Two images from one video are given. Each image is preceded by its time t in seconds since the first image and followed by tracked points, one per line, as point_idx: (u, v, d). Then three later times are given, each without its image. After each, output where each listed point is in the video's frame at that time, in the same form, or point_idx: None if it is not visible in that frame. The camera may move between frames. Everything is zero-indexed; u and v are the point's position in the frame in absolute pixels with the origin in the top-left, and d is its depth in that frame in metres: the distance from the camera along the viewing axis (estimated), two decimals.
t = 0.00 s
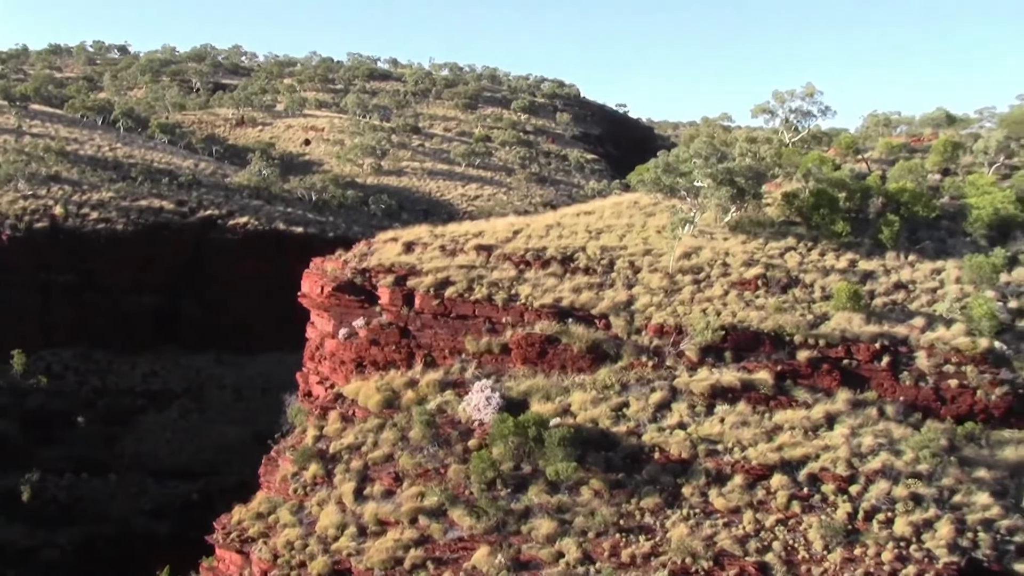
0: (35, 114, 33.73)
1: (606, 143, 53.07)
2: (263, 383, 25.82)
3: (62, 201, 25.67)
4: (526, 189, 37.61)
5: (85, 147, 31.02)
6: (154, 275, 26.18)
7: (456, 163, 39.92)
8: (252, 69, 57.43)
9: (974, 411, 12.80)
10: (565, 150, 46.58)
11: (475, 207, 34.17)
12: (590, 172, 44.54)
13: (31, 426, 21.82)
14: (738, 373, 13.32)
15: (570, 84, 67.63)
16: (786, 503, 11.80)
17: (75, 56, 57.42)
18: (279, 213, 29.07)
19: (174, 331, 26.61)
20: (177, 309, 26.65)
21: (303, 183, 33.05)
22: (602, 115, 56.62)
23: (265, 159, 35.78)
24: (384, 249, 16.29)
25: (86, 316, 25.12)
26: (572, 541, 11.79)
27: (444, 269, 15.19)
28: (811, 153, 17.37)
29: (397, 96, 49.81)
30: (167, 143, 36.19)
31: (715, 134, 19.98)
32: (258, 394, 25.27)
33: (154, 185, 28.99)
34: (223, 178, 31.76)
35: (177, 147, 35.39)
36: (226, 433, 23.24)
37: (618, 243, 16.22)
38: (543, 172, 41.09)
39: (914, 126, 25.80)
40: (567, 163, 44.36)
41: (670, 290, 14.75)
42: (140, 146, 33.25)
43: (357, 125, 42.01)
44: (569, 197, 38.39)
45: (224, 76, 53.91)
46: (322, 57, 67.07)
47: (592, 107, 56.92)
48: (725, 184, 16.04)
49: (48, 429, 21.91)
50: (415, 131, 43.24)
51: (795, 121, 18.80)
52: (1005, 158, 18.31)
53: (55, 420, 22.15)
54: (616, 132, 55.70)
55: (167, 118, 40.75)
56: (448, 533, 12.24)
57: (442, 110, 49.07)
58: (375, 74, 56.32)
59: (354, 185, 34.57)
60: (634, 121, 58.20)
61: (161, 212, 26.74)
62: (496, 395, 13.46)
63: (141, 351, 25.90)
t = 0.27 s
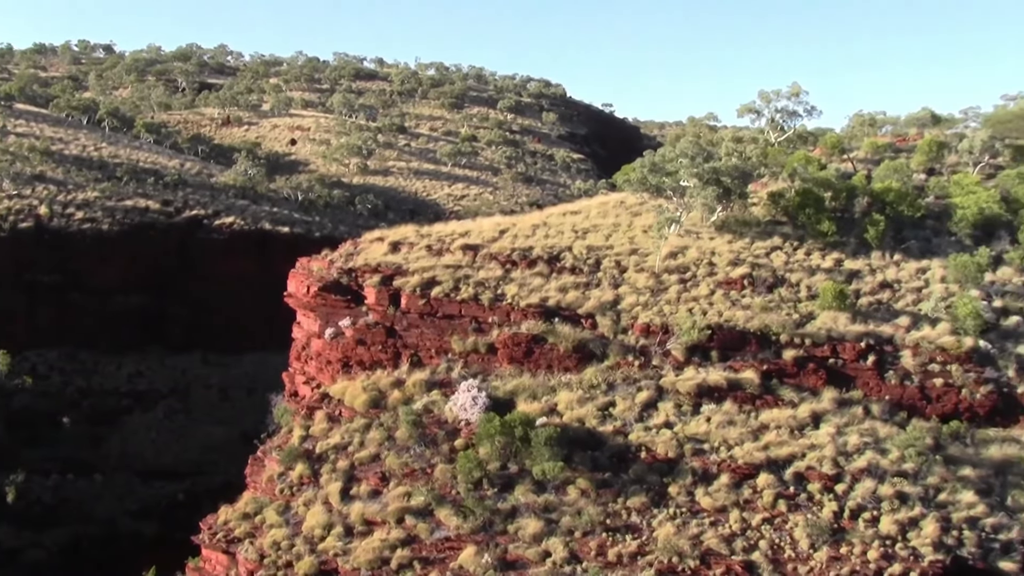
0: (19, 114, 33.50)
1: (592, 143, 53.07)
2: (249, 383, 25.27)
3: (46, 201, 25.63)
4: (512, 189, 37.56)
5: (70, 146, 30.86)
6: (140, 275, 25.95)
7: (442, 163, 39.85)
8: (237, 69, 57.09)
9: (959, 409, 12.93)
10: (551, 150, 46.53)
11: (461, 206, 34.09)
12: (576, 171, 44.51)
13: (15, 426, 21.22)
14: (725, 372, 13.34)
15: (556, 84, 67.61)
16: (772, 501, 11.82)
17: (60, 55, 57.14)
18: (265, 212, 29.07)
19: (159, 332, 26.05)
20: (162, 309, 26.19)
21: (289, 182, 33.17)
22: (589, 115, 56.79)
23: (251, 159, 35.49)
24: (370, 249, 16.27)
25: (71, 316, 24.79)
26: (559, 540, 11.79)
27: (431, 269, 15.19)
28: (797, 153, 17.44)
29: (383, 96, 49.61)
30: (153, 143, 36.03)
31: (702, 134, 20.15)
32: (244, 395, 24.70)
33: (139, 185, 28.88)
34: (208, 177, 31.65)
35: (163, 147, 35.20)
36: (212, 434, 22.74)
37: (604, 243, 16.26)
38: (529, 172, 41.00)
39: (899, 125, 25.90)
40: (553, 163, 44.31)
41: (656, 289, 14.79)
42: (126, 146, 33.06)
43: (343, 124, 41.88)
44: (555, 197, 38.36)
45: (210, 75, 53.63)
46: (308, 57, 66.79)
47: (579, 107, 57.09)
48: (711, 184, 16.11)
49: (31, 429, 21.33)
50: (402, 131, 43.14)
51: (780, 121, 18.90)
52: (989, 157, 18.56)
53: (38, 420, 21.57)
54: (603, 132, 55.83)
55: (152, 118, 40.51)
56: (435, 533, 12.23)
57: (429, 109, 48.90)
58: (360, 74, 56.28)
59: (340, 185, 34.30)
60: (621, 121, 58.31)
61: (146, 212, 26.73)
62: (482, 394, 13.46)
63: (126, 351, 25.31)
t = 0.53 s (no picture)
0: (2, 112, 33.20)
1: (577, 142, 52.98)
2: (235, 382, 25.14)
3: (31, 201, 25.35)
4: (498, 187, 37.48)
5: (55, 145, 30.63)
6: (126, 275, 25.63)
7: (428, 162, 39.77)
8: (223, 68, 56.67)
9: (944, 407, 13.00)
10: (537, 148, 46.46)
11: (447, 206, 33.97)
12: (561, 170, 44.45)
13: None
14: (710, 370, 13.37)
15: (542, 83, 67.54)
16: (758, 500, 11.85)
17: (44, 53, 56.80)
18: (250, 211, 28.98)
19: (144, 331, 25.82)
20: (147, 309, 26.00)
21: (274, 181, 33.13)
22: (575, 113, 56.73)
23: (237, 158, 35.19)
24: (355, 248, 16.26)
25: (56, 315, 24.47)
26: (545, 539, 11.79)
27: (417, 268, 15.18)
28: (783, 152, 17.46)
29: (369, 95, 49.40)
30: (138, 141, 35.82)
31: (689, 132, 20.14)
32: (230, 393, 24.58)
33: (124, 184, 28.69)
34: (194, 177, 31.50)
35: (147, 146, 34.97)
36: (198, 433, 22.32)
37: (590, 242, 16.29)
38: (515, 171, 40.91)
39: (885, 124, 25.86)
40: (539, 162, 44.25)
41: (642, 288, 14.81)
42: (110, 144, 32.83)
43: (329, 123, 41.63)
44: (541, 196, 38.30)
45: (196, 74, 53.23)
46: (293, 55, 66.42)
47: (565, 105, 57.03)
48: (696, 183, 16.19)
49: (15, 429, 20.88)
50: (387, 130, 43.01)
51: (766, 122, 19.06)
52: (973, 155, 18.91)
53: (22, 421, 21.17)
54: (589, 131, 55.78)
55: (137, 116, 40.18)
56: (421, 532, 12.22)
57: (415, 108, 48.73)
58: (345, 73, 55.96)
59: (326, 184, 34.29)
60: (606, 119, 58.29)
61: (131, 212, 26.50)
62: (468, 393, 13.47)
63: (112, 351, 25.06)
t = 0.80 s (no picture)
0: None
1: (565, 141, 52.56)
2: (223, 382, 24.96)
3: (17, 200, 25.15)
4: (486, 187, 37.24)
5: (42, 144, 30.26)
6: (113, 274, 25.51)
7: (416, 161, 39.55)
8: (210, 66, 56.04)
9: (932, 405, 13.05)
10: (525, 147, 46.15)
11: (435, 205, 33.74)
12: (550, 169, 44.18)
13: None
14: (699, 369, 13.39)
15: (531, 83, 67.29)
16: (746, 499, 11.85)
17: (31, 53, 56.44)
18: (238, 210, 28.91)
19: (131, 331, 25.73)
20: (134, 308, 25.90)
21: (262, 179, 32.71)
22: (563, 113, 56.38)
23: (224, 157, 34.89)
24: (344, 247, 16.25)
25: (43, 315, 24.35)
26: (533, 538, 11.78)
27: (404, 267, 15.18)
28: (771, 151, 17.70)
29: (357, 94, 49.05)
30: (126, 140, 35.53)
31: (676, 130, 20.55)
32: (219, 392, 24.36)
33: (112, 183, 28.46)
34: (182, 176, 31.25)
35: (135, 145, 34.66)
36: (187, 433, 22.06)
37: (578, 241, 16.31)
38: (504, 170, 40.64)
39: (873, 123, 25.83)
40: (527, 161, 43.97)
41: (630, 287, 14.83)
42: (97, 144, 32.51)
43: (317, 122, 41.28)
44: (529, 195, 38.06)
45: (183, 73, 52.61)
46: (281, 54, 65.82)
47: (554, 105, 56.66)
48: (684, 182, 16.23)
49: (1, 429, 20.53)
50: (376, 130, 42.71)
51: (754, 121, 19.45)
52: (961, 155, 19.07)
53: (9, 420, 20.81)
54: (578, 131, 55.43)
55: (125, 116, 39.73)
56: (410, 531, 12.21)
57: (403, 108, 48.39)
58: (333, 72, 55.53)
59: (314, 183, 34.22)
60: (595, 119, 57.96)
61: (119, 211, 26.30)
62: (456, 392, 13.47)
63: (99, 351, 24.93)
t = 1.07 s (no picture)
0: None
1: (553, 140, 51.29)
2: (210, 383, 24.63)
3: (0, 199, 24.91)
4: (473, 186, 36.69)
5: (26, 143, 29.80)
6: (99, 274, 25.31)
7: (402, 160, 38.96)
8: (197, 65, 55.01)
9: (918, 403, 13.17)
10: (512, 147, 45.08)
11: (423, 205, 33.30)
12: (537, 168, 43.10)
13: None
14: (686, 368, 13.43)
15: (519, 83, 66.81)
16: (733, 497, 11.87)
17: (16, 51, 55.88)
18: (225, 209, 28.54)
19: (118, 331, 25.47)
20: (120, 307, 25.59)
21: (248, 179, 31.82)
22: (550, 111, 54.92)
23: (210, 156, 34.12)
24: (331, 246, 16.25)
25: (29, 315, 24.15)
26: (521, 537, 11.76)
27: (391, 266, 15.18)
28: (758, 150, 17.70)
29: (343, 93, 48.31)
30: (111, 140, 34.94)
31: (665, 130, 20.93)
32: (205, 392, 24.08)
33: (97, 182, 28.03)
34: (168, 175, 30.76)
35: (120, 144, 33.99)
36: (173, 433, 21.86)
37: (565, 240, 16.33)
38: (490, 169, 40.01)
39: (858, 123, 25.95)
40: (513, 161, 43.00)
41: (617, 286, 14.88)
42: (83, 142, 31.96)
43: (304, 121, 40.61)
44: (516, 195, 37.45)
45: (169, 72, 51.65)
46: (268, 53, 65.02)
47: (541, 104, 55.42)
48: (671, 181, 16.24)
49: None
50: (363, 129, 41.97)
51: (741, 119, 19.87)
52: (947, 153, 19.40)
53: None
54: (565, 130, 54.15)
55: (110, 115, 38.95)
56: (397, 531, 12.18)
57: (389, 107, 47.36)
58: (320, 71, 54.54)
59: (300, 182, 33.76)
60: (581, 117, 57.14)
61: (105, 211, 26.06)
62: (444, 392, 13.47)
63: (85, 351, 24.65)
